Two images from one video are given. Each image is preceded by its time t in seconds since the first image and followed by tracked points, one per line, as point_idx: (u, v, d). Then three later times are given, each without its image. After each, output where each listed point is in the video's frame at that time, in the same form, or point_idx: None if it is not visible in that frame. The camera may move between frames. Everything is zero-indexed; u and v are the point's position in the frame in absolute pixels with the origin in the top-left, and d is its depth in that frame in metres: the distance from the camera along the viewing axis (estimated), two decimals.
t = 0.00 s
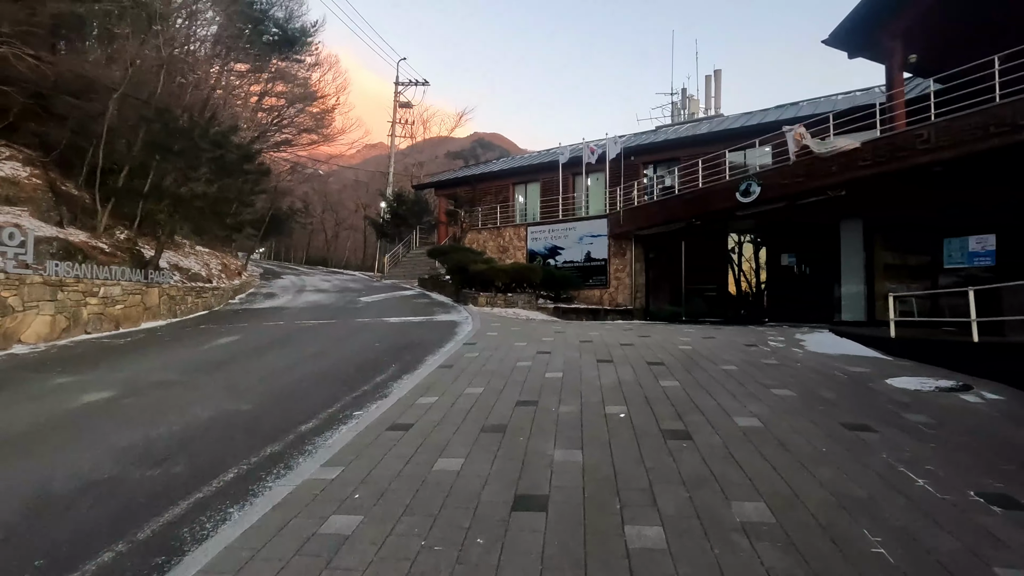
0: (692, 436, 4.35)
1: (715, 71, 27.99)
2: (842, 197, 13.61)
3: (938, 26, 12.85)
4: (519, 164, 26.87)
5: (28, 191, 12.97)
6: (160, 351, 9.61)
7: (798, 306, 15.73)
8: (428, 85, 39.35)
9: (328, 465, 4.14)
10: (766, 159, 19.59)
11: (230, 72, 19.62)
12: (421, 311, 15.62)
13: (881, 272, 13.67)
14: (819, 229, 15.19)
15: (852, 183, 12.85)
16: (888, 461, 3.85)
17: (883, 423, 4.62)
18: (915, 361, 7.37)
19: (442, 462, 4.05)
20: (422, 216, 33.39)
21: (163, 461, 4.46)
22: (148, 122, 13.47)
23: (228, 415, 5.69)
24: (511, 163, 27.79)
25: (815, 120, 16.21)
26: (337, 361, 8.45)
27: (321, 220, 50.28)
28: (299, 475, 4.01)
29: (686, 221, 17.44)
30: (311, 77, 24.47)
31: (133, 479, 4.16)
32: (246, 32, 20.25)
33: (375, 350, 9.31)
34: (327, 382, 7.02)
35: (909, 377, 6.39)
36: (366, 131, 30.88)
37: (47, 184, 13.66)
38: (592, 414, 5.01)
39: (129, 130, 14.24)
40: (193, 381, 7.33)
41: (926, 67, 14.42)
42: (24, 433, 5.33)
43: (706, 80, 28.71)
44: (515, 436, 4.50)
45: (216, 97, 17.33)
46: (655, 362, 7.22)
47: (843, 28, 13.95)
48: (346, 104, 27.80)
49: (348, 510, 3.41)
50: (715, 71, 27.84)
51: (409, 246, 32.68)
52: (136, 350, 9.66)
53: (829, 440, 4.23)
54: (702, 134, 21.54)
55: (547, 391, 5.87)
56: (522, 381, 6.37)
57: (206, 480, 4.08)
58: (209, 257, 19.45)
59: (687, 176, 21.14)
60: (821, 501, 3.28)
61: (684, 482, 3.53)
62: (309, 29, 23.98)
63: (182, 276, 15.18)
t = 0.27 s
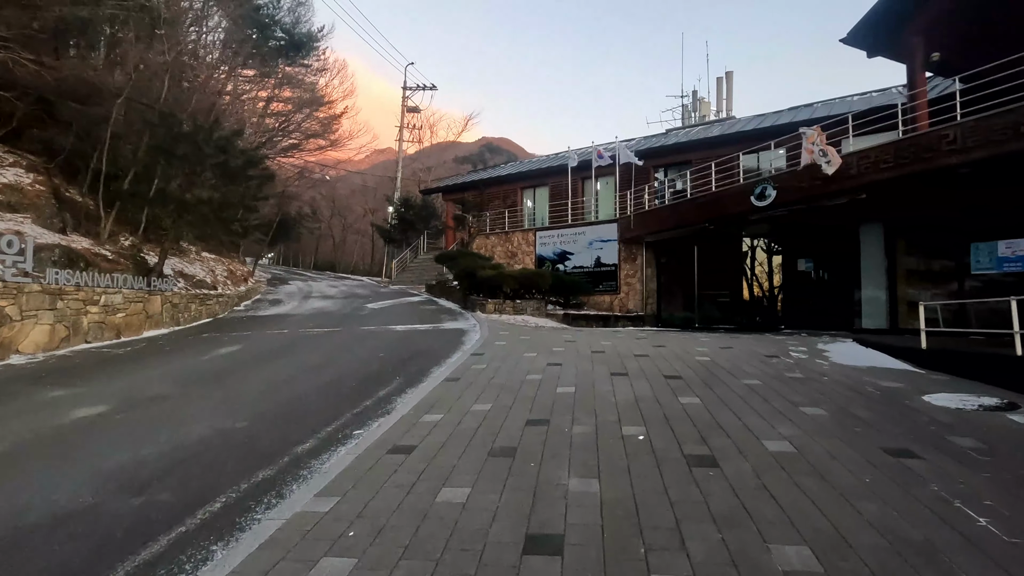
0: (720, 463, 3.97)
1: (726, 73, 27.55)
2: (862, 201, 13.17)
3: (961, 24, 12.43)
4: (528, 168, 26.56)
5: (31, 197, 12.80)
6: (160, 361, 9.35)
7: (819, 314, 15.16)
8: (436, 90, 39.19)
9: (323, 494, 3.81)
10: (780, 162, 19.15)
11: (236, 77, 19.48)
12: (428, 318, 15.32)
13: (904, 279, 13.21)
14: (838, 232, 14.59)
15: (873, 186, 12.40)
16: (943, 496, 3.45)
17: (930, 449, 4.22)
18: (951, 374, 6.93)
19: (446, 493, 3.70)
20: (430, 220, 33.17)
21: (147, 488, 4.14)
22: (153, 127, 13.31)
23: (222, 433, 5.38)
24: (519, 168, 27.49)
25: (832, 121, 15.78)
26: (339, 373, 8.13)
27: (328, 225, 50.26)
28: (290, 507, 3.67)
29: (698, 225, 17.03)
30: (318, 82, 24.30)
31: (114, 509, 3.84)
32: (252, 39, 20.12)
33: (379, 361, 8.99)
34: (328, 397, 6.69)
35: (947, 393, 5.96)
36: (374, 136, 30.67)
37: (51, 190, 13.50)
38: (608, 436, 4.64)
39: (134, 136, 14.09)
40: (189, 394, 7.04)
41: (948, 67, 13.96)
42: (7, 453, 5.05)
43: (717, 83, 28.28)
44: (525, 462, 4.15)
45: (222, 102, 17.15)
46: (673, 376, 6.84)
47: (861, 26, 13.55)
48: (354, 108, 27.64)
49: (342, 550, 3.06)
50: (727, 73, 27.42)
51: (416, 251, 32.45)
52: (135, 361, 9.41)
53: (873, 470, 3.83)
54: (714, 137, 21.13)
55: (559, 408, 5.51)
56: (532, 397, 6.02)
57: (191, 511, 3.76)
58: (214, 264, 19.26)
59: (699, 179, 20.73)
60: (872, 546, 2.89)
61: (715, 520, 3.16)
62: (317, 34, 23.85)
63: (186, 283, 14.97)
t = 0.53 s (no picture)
0: (749, 481, 3.63)
1: (736, 72, 27.15)
2: (880, 200, 12.77)
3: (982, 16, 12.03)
4: (535, 169, 26.26)
5: (31, 199, 12.64)
6: (158, 366, 9.11)
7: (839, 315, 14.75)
8: (442, 91, 39.00)
9: (315, 514, 3.50)
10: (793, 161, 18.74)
11: (241, 78, 19.33)
12: (434, 321, 15.04)
13: (926, 280, 12.98)
14: (855, 233, 14.28)
15: (891, 185, 12.01)
16: (1002, 519, 3.09)
17: (980, 466, 3.84)
18: (985, 381, 6.54)
19: (450, 513, 3.38)
20: (436, 222, 32.93)
21: (129, 505, 3.85)
22: (154, 128, 13.12)
23: (215, 443, 5.10)
24: (526, 169, 27.21)
25: (847, 118, 15.38)
26: (341, 378, 7.84)
27: (334, 227, 50.23)
28: (279, 527, 3.37)
29: (709, 226, 16.66)
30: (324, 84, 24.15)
31: (91, 528, 3.56)
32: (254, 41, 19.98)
33: (382, 365, 8.70)
34: (328, 404, 6.40)
35: (985, 401, 5.57)
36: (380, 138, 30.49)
37: (52, 191, 13.34)
38: (624, 448, 4.31)
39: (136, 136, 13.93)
40: (184, 401, 6.76)
41: (968, 61, 13.54)
42: None
43: (727, 82, 27.88)
44: (535, 478, 3.83)
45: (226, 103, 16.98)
46: (690, 382, 6.50)
47: (877, 20, 13.19)
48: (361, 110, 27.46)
49: None
50: (736, 72, 27.00)
51: (422, 253, 32.22)
52: (133, 365, 9.17)
53: (920, 489, 3.47)
54: (724, 136, 20.75)
55: (570, 417, 5.18)
56: (541, 405, 5.70)
57: (174, 531, 3.47)
58: (218, 266, 19.09)
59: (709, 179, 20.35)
60: None
61: (748, 549, 2.82)
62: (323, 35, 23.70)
63: (188, 286, 14.76)
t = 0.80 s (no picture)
0: (788, 519, 3.23)
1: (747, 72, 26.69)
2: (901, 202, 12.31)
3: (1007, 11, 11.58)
4: (542, 172, 25.93)
5: (30, 204, 12.44)
6: (154, 376, 8.82)
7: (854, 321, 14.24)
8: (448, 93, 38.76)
9: (303, 555, 3.13)
10: (807, 162, 18.28)
11: (245, 81, 19.12)
12: (439, 327, 14.68)
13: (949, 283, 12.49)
14: (876, 236, 13.72)
15: (913, 186, 11.56)
16: None
17: None
18: None
19: (453, 556, 3.02)
20: (442, 226, 32.62)
21: (103, 540, 3.50)
22: (155, 131, 12.89)
23: (203, 466, 4.76)
24: (533, 171, 26.86)
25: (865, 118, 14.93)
26: (341, 390, 7.50)
27: (340, 231, 50.19)
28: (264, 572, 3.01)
29: (722, 229, 16.24)
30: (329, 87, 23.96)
31: (58, 569, 3.23)
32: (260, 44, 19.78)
33: (385, 376, 8.36)
34: (325, 419, 6.05)
35: None
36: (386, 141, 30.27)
37: (52, 196, 13.15)
38: (645, 477, 3.93)
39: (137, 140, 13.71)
40: (176, 416, 6.44)
41: (992, 58, 13.07)
42: None
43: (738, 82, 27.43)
44: (548, 513, 3.45)
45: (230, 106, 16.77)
46: (711, 397, 6.10)
47: (897, 16, 12.75)
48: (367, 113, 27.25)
49: None
50: (747, 72, 26.53)
51: (428, 256, 31.90)
52: (129, 375, 8.88)
53: (985, 531, 3.07)
54: (736, 137, 20.31)
55: (585, 438, 4.79)
56: (552, 423, 5.33)
57: (148, 573, 3.12)
58: (222, 271, 18.89)
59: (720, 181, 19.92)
60: None
61: None
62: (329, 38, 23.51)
63: (189, 291, 14.50)
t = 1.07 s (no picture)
0: (846, 552, 2.86)
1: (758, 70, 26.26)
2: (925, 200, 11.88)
3: None
4: (549, 172, 25.57)
5: (29, 205, 12.22)
6: (152, 382, 8.51)
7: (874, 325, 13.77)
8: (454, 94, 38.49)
9: None
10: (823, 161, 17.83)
11: (250, 80, 18.89)
12: (446, 330, 14.34)
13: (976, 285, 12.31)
14: (897, 236, 13.30)
15: (939, 183, 11.14)
16: None
17: None
18: None
19: None
20: (448, 227, 32.32)
21: (80, 569, 3.15)
22: (157, 131, 12.64)
23: (195, 482, 4.43)
24: (541, 172, 26.51)
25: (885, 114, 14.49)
26: (344, 398, 7.17)
27: (346, 233, 50.02)
28: None
29: (736, 229, 15.82)
30: (335, 87, 23.71)
31: None
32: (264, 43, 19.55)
33: (391, 382, 8.02)
34: (327, 429, 5.72)
35: None
36: (392, 143, 29.99)
37: (52, 197, 12.93)
38: (677, 499, 3.56)
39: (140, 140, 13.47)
40: (171, 425, 6.12)
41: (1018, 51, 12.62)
42: None
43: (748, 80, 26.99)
44: (573, 542, 3.09)
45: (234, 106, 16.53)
46: (737, 406, 5.72)
47: (919, 9, 12.34)
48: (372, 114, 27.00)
49: None
50: (758, 70, 26.08)
51: (434, 258, 31.59)
52: (126, 381, 8.59)
53: None
54: (748, 135, 19.89)
55: (606, 453, 4.43)
56: (569, 435, 4.97)
57: None
58: (226, 273, 18.66)
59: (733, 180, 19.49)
60: None
61: None
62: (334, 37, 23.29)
63: (192, 294, 14.23)
